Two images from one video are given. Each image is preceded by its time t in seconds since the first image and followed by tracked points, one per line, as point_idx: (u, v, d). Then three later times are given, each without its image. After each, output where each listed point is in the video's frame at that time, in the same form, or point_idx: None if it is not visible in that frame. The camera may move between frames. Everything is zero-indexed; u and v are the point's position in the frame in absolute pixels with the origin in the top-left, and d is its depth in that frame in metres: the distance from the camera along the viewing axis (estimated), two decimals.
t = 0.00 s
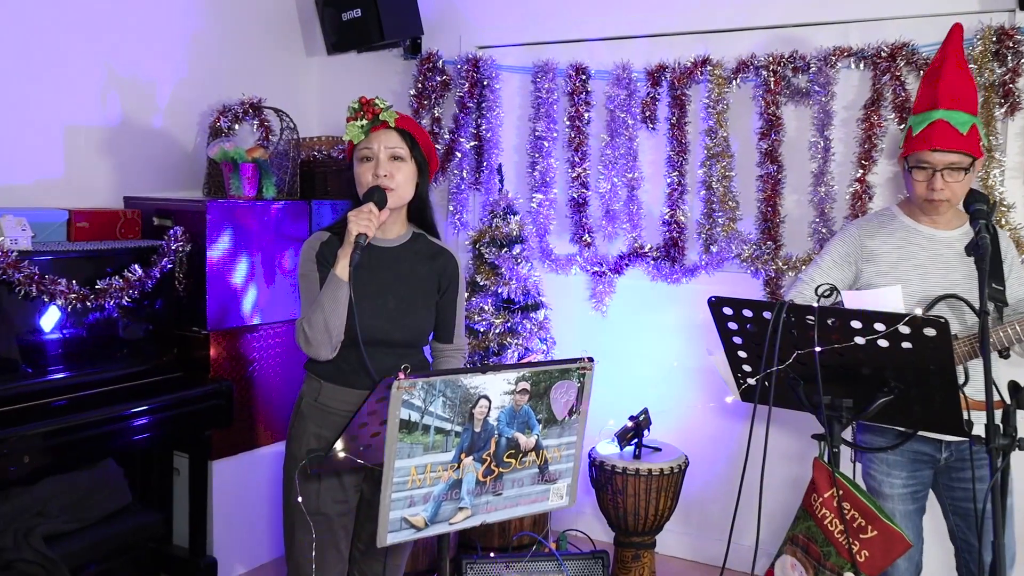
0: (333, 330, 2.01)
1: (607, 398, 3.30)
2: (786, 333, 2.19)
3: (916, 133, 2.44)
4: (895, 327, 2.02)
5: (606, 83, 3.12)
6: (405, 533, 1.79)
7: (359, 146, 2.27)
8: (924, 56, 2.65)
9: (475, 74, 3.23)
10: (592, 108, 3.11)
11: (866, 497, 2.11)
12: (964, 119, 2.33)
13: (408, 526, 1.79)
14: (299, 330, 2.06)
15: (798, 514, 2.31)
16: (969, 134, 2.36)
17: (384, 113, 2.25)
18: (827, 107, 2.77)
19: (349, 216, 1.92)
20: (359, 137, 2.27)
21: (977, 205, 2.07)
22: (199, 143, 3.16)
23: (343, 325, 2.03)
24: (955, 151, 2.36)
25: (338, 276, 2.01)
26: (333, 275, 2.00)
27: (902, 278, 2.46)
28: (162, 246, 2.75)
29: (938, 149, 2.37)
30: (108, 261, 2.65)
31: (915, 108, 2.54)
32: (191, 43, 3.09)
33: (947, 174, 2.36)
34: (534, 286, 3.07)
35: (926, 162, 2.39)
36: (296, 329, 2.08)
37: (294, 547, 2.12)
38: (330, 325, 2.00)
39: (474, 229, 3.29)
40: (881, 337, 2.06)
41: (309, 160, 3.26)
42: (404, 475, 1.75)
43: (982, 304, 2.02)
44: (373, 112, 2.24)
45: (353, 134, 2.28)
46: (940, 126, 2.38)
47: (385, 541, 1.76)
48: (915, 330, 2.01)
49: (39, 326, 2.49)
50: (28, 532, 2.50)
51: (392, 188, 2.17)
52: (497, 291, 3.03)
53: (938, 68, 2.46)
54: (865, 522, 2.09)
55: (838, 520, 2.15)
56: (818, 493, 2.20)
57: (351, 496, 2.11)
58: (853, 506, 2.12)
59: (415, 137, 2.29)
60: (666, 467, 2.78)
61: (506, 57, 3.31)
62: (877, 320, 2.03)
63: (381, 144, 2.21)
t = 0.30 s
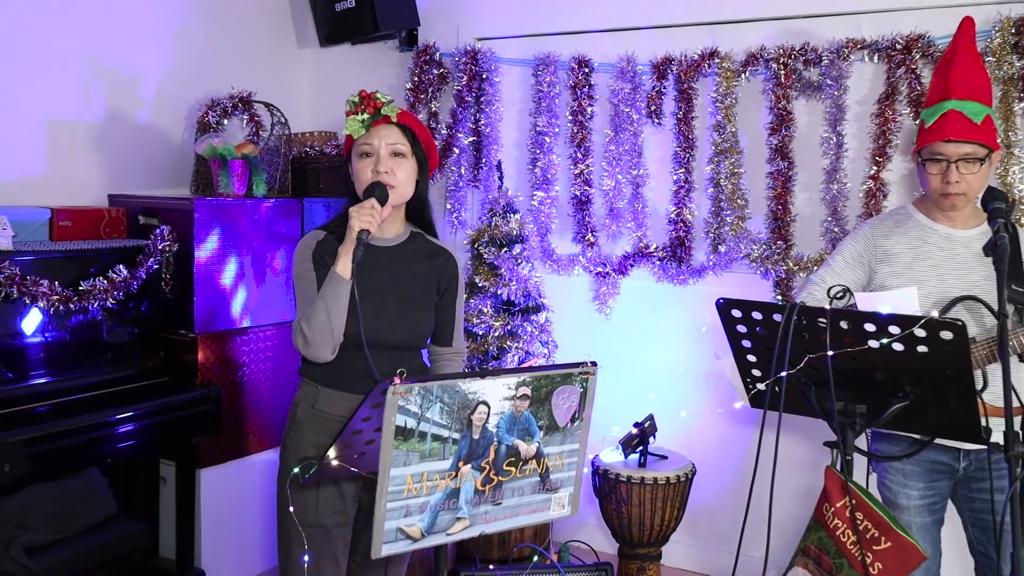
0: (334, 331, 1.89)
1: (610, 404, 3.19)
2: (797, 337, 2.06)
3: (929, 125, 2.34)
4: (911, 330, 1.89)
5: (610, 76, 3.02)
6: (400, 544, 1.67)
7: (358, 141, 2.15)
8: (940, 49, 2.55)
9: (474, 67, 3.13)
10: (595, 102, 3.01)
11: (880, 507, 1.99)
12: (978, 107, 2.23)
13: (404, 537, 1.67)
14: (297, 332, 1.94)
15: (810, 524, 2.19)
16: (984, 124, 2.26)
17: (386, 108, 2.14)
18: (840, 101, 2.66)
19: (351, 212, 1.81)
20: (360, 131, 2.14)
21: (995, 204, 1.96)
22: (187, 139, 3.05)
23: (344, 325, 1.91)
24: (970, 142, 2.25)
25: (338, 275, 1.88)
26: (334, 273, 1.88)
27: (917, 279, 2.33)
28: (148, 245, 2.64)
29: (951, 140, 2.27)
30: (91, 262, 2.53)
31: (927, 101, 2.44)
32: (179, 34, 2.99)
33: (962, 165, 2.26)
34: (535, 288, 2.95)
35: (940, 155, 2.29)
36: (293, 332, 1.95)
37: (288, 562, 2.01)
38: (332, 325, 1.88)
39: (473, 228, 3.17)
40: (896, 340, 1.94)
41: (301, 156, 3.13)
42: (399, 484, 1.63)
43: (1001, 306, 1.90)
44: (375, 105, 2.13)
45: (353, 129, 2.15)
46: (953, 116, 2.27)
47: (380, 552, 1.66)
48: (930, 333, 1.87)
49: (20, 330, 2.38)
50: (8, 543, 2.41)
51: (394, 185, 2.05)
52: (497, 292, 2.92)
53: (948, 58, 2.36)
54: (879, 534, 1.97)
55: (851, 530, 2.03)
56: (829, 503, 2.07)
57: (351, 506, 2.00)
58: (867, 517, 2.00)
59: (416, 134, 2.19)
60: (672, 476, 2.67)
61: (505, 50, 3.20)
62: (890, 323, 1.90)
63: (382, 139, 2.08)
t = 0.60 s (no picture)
0: (338, 330, 1.82)
1: (613, 407, 3.13)
2: (804, 339, 1.99)
3: (939, 120, 2.28)
4: (920, 332, 1.82)
5: (612, 72, 2.96)
6: (398, 551, 1.60)
7: (365, 137, 2.03)
8: (951, 44, 2.48)
9: (473, 63, 3.07)
10: (597, 98, 2.94)
11: (888, 513, 1.93)
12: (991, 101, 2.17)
13: (402, 544, 1.60)
14: (299, 328, 1.86)
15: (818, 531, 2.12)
16: (997, 118, 2.20)
17: (399, 106, 2.04)
18: (848, 97, 2.60)
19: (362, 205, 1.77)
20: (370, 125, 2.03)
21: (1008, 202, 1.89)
22: (180, 137, 2.99)
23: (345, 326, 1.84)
24: (983, 136, 2.19)
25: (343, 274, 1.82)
26: (341, 267, 1.82)
27: (926, 280, 2.26)
28: (139, 245, 2.57)
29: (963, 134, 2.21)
30: (81, 262, 2.47)
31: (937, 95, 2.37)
32: (171, 29, 2.94)
33: (974, 160, 2.19)
34: (536, 289, 2.89)
35: (952, 149, 2.22)
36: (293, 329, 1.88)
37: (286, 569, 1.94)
38: (338, 321, 1.81)
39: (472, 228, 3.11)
40: (906, 343, 1.87)
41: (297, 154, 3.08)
42: (396, 490, 1.57)
43: (1014, 306, 1.83)
44: (389, 102, 2.02)
45: (362, 122, 2.03)
46: (965, 109, 2.21)
47: (376, 558, 1.58)
48: (941, 335, 1.80)
49: (8, 332, 2.32)
50: None
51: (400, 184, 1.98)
52: (497, 294, 2.85)
53: (959, 51, 2.30)
54: (887, 540, 1.91)
55: (859, 537, 1.96)
56: (838, 509, 2.01)
57: (352, 512, 1.93)
58: (875, 523, 1.94)
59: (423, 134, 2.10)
60: (677, 482, 2.60)
61: (505, 45, 3.14)
62: (900, 325, 1.83)
63: (392, 138, 2.00)
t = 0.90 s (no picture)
0: (342, 330, 1.74)
1: (615, 410, 3.07)
2: (811, 341, 1.93)
3: (945, 116, 2.21)
4: (930, 334, 1.75)
5: (615, 68, 2.90)
6: (396, 558, 1.55)
7: (374, 132, 1.95)
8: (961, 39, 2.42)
9: (472, 59, 3.01)
10: (599, 95, 2.89)
11: (899, 518, 1.86)
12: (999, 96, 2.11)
13: (399, 550, 1.55)
14: (302, 325, 1.77)
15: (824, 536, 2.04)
16: (1005, 114, 2.14)
17: (412, 102, 1.96)
18: (856, 94, 2.54)
19: (375, 201, 1.71)
20: (379, 121, 1.94)
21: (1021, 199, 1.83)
22: (172, 135, 2.94)
23: (349, 327, 1.76)
24: (991, 132, 2.13)
25: (352, 271, 1.74)
26: (350, 262, 1.75)
27: (933, 281, 2.20)
28: (131, 245, 2.50)
29: (971, 130, 2.14)
30: (72, 262, 2.40)
31: (943, 91, 2.31)
32: (164, 24, 2.88)
33: (983, 156, 2.13)
34: (537, 289, 2.83)
35: (959, 146, 2.16)
36: (295, 326, 1.79)
37: None
38: (345, 318, 1.74)
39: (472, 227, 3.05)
40: (914, 344, 1.80)
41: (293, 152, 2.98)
42: (394, 495, 1.52)
43: None
44: (404, 99, 1.94)
45: (372, 116, 1.95)
46: (973, 105, 2.15)
47: (374, 566, 1.54)
48: (951, 337, 1.74)
49: None
50: None
51: (408, 183, 1.92)
52: (496, 294, 2.79)
53: (965, 46, 2.24)
54: (897, 547, 1.84)
55: (869, 544, 1.89)
56: (846, 515, 1.94)
57: (348, 519, 1.87)
58: (884, 529, 1.87)
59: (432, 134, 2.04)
60: (681, 486, 2.54)
61: (505, 40, 3.08)
62: (909, 326, 1.76)
63: (402, 135, 1.93)
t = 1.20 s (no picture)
0: (338, 345, 1.71)
1: (616, 413, 3.04)
2: (814, 342, 1.89)
3: (952, 113, 2.18)
4: (935, 335, 1.73)
5: (616, 65, 2.87)
6: (394, 562, 1.52)
7: (376, 136, 1.90)
8: (967, 36, 2.39)
9: (472, 56, 2.98)
10: (600, 93, 2.86)
11: (905, 521, 1.83)
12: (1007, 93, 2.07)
13: (398, 554, 1.52)
14: (297, 343, 1.75)
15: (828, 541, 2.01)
16: (1012, 112, 2.11)
17: (417, 108, 1.91)
18: (860, 91, 2.51)
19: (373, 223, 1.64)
20: (383, 125, 1.89)
21: None
22: (168, 134, 2.91)
23: (347, 339, 1.72)
24: (997, 129, 2.10)
25: (348, 286, 1.70)
26: (345, 282, 1.70)
27: (938, 280, 2.16)
28: (126, 245, 2.47)
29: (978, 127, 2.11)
30: (66, 262, 2.37)
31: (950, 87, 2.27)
32: (159, 22, 2.85)
33: (989, 153, 2.10)
34: (538, 290, 2.79)
35: (966, 142, 2.13)
36: (290, 343, 1.77)
37: None
38: (339, 339, 1.70)
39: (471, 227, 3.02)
40: (919, 345, 1.77)
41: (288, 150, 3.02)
42: (393, 498, 1.48)
43: None
44: (408, 103, 1.89)
45: (375, 119, 1.89)
46: (979, 102, 2.11)
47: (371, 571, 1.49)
48: (955, 337, 1.72)
49: None
50: None
51: (410, 190, 1.86)
52: (496, 295, 2.76)
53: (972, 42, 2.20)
54: (904, 550, 1.80)
55: (874, 548, 1.86)
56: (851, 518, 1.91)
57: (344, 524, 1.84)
58: (890, 532, 1.83)
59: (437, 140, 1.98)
60: (682, 490, 2.51)
61: (505, 38, 3.05)
62: (914, 327, 1.74)
63: (406, 140, 1.87)
